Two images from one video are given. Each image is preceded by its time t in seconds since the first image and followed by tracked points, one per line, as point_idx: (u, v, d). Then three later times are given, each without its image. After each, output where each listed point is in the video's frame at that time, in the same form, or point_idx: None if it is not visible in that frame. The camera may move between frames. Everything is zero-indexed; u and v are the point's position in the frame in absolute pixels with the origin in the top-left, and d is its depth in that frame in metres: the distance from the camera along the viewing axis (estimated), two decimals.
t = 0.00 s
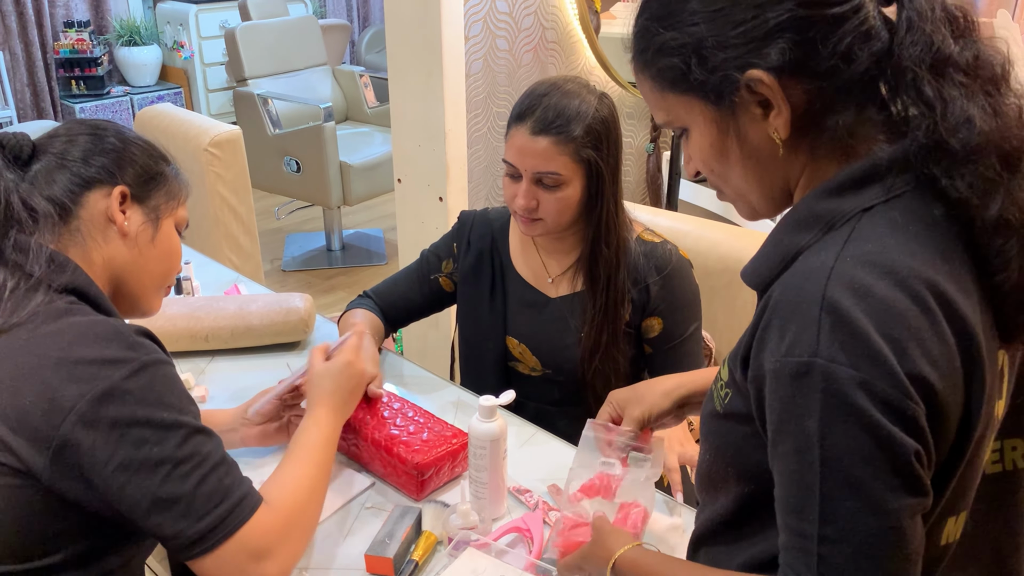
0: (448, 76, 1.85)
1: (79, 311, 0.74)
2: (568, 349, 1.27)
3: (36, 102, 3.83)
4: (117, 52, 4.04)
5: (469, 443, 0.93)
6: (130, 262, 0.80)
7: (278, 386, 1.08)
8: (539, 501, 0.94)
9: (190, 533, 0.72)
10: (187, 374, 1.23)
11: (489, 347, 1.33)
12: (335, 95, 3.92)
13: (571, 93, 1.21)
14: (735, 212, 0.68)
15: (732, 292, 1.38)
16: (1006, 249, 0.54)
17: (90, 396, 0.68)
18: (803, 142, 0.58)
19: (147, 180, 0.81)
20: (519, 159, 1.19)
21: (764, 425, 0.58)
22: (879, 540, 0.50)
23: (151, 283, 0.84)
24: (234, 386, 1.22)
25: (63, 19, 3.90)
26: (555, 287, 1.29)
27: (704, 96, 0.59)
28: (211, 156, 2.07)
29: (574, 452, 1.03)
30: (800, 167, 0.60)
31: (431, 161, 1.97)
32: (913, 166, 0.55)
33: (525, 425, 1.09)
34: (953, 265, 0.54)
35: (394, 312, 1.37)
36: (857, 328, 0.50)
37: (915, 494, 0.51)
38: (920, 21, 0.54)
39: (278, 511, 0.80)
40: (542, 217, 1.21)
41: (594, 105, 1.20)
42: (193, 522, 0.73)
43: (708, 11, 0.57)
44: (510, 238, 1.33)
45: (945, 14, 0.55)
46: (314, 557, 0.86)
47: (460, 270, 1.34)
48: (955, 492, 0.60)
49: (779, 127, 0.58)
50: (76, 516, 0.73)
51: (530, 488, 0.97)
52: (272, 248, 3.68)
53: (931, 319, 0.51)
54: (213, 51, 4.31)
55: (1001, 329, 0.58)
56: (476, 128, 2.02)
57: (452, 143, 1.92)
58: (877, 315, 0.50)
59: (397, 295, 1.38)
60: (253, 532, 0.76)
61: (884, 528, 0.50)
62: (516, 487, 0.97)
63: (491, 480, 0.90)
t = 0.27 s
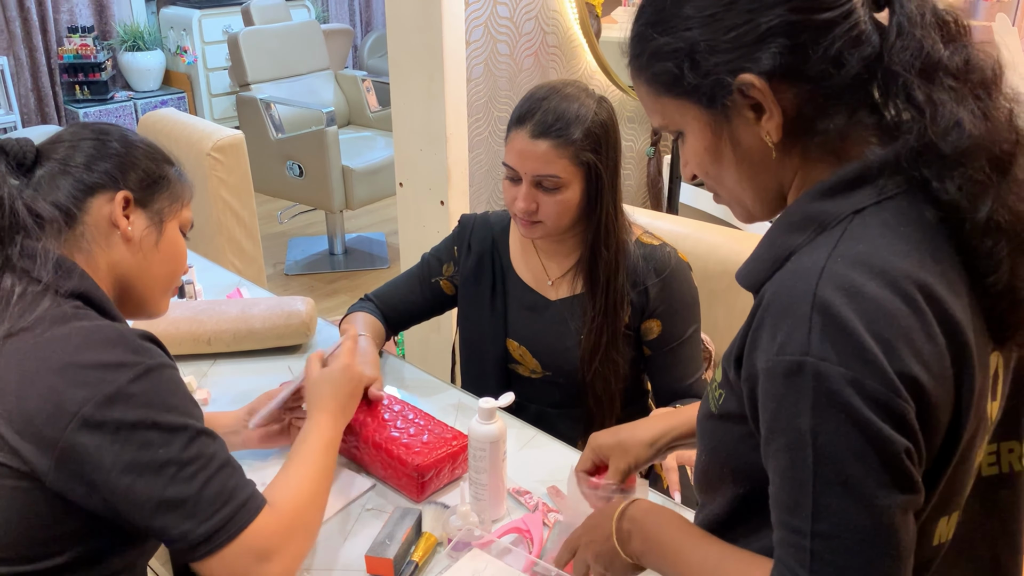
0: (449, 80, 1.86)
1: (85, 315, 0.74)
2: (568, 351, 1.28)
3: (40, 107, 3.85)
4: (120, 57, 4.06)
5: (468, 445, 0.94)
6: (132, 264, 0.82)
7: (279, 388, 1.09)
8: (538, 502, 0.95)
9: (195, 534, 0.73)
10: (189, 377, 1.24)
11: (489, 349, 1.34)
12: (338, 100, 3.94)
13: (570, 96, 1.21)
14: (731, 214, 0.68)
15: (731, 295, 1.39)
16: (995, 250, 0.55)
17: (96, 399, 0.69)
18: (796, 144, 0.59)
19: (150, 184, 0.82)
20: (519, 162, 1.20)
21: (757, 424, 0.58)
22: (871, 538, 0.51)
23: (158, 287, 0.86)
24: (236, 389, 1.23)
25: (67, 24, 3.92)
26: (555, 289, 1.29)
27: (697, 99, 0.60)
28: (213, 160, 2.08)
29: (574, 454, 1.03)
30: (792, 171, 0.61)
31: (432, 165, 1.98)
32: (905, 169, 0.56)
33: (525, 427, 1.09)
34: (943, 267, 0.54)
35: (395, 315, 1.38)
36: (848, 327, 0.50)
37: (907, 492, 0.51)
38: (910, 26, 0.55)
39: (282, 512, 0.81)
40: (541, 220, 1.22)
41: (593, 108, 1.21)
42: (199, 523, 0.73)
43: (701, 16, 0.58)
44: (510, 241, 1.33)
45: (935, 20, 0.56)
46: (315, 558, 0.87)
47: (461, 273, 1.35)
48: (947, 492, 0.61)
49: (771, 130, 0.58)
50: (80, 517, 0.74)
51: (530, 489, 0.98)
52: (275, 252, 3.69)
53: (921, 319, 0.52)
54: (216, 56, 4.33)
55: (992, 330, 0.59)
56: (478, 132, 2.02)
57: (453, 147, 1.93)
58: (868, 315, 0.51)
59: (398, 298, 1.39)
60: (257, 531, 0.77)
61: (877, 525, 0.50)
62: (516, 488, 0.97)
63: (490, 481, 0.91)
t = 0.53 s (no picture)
0: (450, 83, 1.87)
1: (91, 318, 0.75)
2: (568, 352, 1.29)
3: (43, 111, 3.87)
4: (123, 61, 4.08)
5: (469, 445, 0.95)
6: (131, 266, 0.83)
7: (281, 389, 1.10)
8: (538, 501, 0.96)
9: (201, 531, 0.74)
10: (192, 379, 1.25)
11: (490, 350, 1.35)
12: (340, 103, 3.95)
13: (570, 99, 1.22)
14: (728, 215, 0.69)
15: (730, 296, 1.39)
16: (989, 250, 0.56)
17: (103, 402, 0.70)
18: (792, 146, 0.60)
19: (153, 190, 0.82)
20: (518, 165, 1.21)
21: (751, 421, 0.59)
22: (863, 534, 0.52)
23: (166, 285, 0.87)
24: (238, 390, 1.24)
25: (70, 28, 3.94)
26: (555, 291, 1.30)
27: (694, 102, 0.61)
28: (216, 163, 2.09)
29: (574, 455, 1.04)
30: (788, 172, 0.62)
31: (434, 168, 1.99)
32: (900, 170, 0.56)
33: (525, 428, 1.10)
34: (937, 267, 0.55)
35: (396, 317, 1.39)
36: (842, 327, 0.51)
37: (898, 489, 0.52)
38: (904, 30, 0.55)
39: (286, 511, 0.82)
40: (541, 221, 1.23)
41: (592, 111, 1.22)
42: (205, 519, 0.75)
43: (697, 20, 0.59)
44: (510, 244, 1.34)
45: (929, 23, 0.56)
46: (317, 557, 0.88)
47: (461, 275, 1.36)
48: (941, 489, 0.61)
49: (766, 132, 0.59)
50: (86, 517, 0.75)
51: (530, 489, 0.98)
52: (277, 255, 3.70)
53: (915, 319, 0.52)
54: (218, 60, 4.35)
55: (986, 330, 0.59)
56: (479, 134, 2.03)
57: (454, 149, 1.94)
58: (863, 315, 0.52)
59: (400, 300, 1.40)
60: (261, 529, 0.78)
61: (862, 521, 0.52)
62: (517, 488, 0.98)
63: (490, 481, 0.92)
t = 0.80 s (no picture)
0: (453, 84, 1.88)
1: (95, 317, 0.76)
2: (570, 352, 1.29)
3: (47, 112, 3.88)
4: (127, 62, 4.09)
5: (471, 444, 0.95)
6: (126, 272, 0.83)
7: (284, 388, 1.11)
8: (540, 500, 0.96)
9: (201, 531, 0.75)
10: (196, 378, 1.25)
11: (492, 350, 1.35)
12: (343, 104, 3.96)
13: (572, 99, 1.23)
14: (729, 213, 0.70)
15: (733, 296, 1.40)
16: (991, 251, 0.56)
17: (103, 401, 0.70)
18: (792, 146, 0.60)
19: (154, 201, 0.82)
20: (521, 165, 1.21)
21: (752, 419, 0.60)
22: (861, 532, 0.52)
23: (169, 285, 0.87)
24: (242, 390, 1.24)
25: (74, 29, 3.96)
26: (557, 291, 1.31)
27: (695, 100, 0.61)
28: (219, 164, 2.10)
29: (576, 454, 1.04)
30: (788, 172, 0.62)
31: (436, 168, 1.99)
32: (901, 171, 0.57)
33: (528, 428, 1.10)
34: (938, 267, 0.55)
35: (399, 317, 1.39)
36: (840, 326, 0.52)
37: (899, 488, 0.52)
38: (906, 32, 0.56)
39: (287, 512, 0.82)
40: (543, 221, 1.23)
41: (594, 111, 1.22)
42: (204, 520, 0.75)
43: (700, 19, 0.59)
44: (513, 243, 1.35)
45: (931, 25, 0.57)
46: (320, 555, 0.88)
47: (464, 275, 1.36)
48: (942, 489, 0.61)
49: (767, 132, 0.60)
50: (91, 514, 0.75)
51: (533, 488, 0.99)
52: (281, 255, 3.71)
53: (915, 319, 0.53)
54: (221, 61, 4.36)
55: (988, 330, 0.60)
56: (481, 135, 2.04)
57: (457, 150, 1.95)
58: (864, 315, 0.52)
59: (402, 300, 1.40)
60: (263, 531, 0.78)
61: (862, 520, 0.52)
62: (519, 487, 0.98)
63: (492, 480, 0.92)
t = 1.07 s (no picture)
0: (457, 83, 1.88)
1: (99, 317, 0.76)
2: (576, 351, 1.29)
3: (51, 113, 3.89)
4: (131, 63, 4.10)
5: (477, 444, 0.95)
6: (129, 285, 0.81)
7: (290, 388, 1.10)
8: (547, 500, 0.96)
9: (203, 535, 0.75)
10: (202, 378, 1.25)
11: (498, 349, 1.35)
12: (347, 104, 3.97)
13: (578, 98, 1.23)
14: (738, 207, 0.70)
15: (739, 296, 1.39)
16: (1004, 246, 0.56)
17: (107, 402, 0.71)
18: (801, 139, 0.60)
19: (165, 213, 0.80)
20: (527, 163, 1.21)
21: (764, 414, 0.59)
22: (876, 527, 0.52)
23: (169, 298, 0.85)
24: (247, 390, 1.24)
25: (78, 30, 3.96)
26: (563, 290, 1.30)
27: (703, 89, 0.62)
28: (223, 164, 2.10)
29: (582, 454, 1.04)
30: (797, 166, 0.62)
31: (441, 168, 1.99)
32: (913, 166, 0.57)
33: (534, 427, 1.10)
34: (951, 261, 0.55)
35: (404, 316, 1.39)
36: (856, 318, 0.51)
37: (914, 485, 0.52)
38: (919, 30, 0.55)
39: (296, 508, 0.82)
40: (548, 220, 1.23)
41: (600, 110, 1.22)
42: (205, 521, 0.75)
43: (713, 8, 0.59)
44: (519, 243, 1.34)
45: (946, 24, 0.56)
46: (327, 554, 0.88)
47: (470, 275, 1.36)
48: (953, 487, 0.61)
49: (774, 123, 0.60)
50: (97, 514, 0.75)
51: (539, 488, 0.99)
52: (285, 256, 3.72)
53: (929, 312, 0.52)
54: (225, 61, 4.36)
55: (1000, 328, 0.59)
56: (486, 135, 2.04)
57: (462, 149, 1.95)
58: (880, 303, 0.52)
59: (408, 299, 1.40)
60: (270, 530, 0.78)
61: (876, 514, 0.52)
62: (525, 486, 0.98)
63: (499, 479, 0.92)
